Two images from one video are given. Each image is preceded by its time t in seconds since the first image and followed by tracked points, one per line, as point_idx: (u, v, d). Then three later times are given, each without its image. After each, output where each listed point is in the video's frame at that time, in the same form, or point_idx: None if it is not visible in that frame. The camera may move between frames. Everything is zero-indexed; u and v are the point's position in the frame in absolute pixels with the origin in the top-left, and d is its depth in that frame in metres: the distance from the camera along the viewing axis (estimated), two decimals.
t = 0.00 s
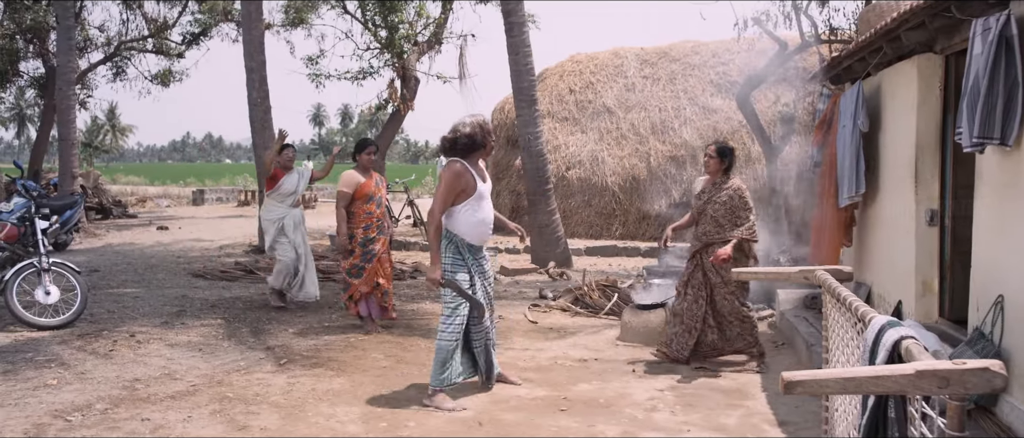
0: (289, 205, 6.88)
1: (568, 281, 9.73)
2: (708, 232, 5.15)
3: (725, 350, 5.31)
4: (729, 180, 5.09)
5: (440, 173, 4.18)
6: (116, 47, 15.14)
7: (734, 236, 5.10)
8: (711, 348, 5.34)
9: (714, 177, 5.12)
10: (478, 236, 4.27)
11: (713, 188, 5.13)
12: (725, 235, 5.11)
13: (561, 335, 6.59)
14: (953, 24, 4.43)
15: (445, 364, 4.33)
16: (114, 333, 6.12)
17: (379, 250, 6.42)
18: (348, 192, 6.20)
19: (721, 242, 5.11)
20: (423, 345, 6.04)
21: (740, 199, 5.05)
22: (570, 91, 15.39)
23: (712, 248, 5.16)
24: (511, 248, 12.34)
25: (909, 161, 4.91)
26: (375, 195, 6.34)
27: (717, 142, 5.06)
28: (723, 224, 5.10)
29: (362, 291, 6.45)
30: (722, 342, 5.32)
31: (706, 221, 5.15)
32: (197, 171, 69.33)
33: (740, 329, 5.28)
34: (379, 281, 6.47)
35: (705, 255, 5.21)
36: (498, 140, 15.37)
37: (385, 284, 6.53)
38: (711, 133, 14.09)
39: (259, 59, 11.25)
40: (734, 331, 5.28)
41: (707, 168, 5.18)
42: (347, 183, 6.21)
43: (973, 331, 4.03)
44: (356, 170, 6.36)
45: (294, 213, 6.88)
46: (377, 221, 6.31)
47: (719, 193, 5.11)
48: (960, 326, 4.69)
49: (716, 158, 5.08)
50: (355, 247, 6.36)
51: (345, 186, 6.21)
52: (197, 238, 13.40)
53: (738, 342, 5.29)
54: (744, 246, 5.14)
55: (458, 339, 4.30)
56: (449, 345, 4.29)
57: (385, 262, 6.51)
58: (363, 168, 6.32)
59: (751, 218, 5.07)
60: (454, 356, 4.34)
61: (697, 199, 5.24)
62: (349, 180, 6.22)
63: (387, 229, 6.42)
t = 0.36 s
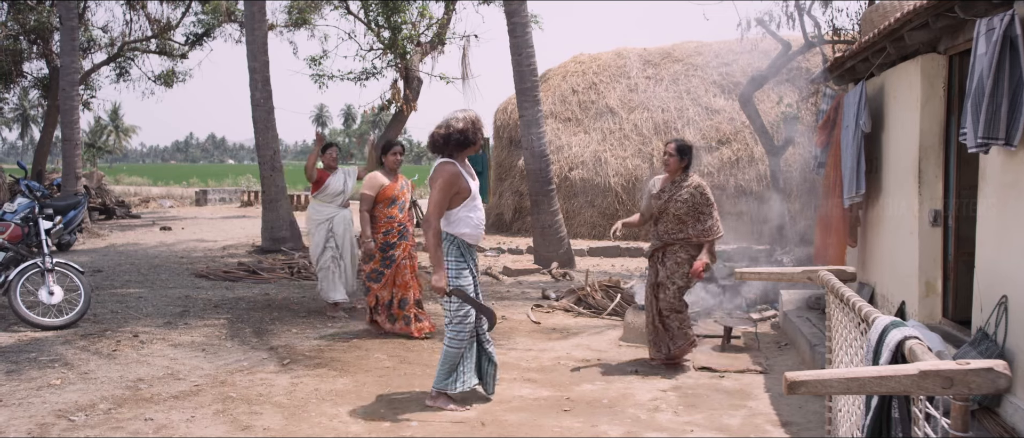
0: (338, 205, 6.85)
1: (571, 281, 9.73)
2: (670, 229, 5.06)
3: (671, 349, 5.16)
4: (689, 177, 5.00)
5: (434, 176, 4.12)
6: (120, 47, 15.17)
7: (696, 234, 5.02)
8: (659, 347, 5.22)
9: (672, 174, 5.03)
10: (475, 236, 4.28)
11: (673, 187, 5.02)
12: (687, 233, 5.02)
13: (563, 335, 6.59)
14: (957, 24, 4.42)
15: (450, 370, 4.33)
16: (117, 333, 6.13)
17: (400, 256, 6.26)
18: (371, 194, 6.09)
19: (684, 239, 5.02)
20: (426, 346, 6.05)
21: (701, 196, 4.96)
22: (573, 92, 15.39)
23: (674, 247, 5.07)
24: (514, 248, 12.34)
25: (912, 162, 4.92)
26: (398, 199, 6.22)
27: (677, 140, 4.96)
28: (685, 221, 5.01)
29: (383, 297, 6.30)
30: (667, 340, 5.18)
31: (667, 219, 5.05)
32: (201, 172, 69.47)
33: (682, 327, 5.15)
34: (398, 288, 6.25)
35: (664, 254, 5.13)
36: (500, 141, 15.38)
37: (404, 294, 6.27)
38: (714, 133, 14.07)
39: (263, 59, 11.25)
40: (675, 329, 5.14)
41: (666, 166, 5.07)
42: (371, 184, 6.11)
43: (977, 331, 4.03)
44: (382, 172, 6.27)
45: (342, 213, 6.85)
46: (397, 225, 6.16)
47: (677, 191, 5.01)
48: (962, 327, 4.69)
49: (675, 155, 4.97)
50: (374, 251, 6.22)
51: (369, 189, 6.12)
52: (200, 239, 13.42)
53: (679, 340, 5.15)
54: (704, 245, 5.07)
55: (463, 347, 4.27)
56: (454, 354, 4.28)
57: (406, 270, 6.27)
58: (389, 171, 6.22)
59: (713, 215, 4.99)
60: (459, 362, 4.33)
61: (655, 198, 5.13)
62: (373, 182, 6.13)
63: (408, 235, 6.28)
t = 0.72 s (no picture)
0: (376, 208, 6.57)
1: (571, 281, 9.72)
2: (641, 231, 5.04)
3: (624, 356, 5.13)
4: (661, 178, 4.98)
5: (445, 178, 4.09)
6: (120, 47, 15.17)
7: (665, 236, 4.99)
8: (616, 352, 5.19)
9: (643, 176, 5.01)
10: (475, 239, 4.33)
11: (644, 187, 4.99)
12: (656, 234, 4.99)
13: (563, 335, 6.59)
14: (957, 24, 4.42)
15: (454, 371, 4.33)
16: (117, 333, 6.13)
17: (416, 257, 6.02)
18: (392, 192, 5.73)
19: (654, 242, 4.99)
20: (426, 345, 6.04)
21: (671, 197, 4.93)
22: (573, 92, 15.39)
23: (645, 249, 5.05)
24: (514, 248, 12.33)
25: (912, 162, 4.92)
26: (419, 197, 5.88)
27: (649, 140, 4.93)
28: (655, 223, 4.98)
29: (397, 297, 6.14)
30: (625, 347, 5.14)
31: (638, 220, 5.03)
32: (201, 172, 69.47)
33: (640, 334, 5.10)
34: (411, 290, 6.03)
35: (635, 255, 5.10)
36: (500, 141, 15.38)
37: (417, 297, 6.05)
38: (714, 133, 14.06)
39: (262, 59, 11.25)
40: (634, 337, 5.10)
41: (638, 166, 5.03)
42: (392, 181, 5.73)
43: (977, 331, 4.03)
44: (406, 168, 5.87)
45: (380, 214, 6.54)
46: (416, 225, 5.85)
47: (648, 193, 4.98)
48: (962, 327, 4.70)
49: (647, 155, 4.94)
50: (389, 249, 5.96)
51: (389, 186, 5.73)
52: (199, 239, 13.42)
53: (636, 345, 5.11)
54: (675, 247, 5.04)
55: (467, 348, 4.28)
56: (459, 355, 4.27)
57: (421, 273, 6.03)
58: (413, 167, 5.83)
59: (682, 217, 4.96)
60: (461, 363, 4.33)
61: (625, 200, 5.09)
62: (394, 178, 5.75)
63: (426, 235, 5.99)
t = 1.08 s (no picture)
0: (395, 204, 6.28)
1: (571, 281, 9.72)
2: (622, 231, 4.98)
3: (622, 360, 5.11)
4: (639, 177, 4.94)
5: (450, 169, 4.29)
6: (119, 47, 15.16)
7: (647, 236, 4.95)
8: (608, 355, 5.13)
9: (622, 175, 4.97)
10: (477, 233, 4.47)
11: (622, 187, 4.94)
12: (638, 235, 4.95)
13: (562, 336, 6.59)
14: (956, 24, 4.42)
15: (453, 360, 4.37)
16: (117, 333, 6.13)
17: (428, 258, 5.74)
18: (400, 194, 5.42)
19: (636, 242, 4.95)
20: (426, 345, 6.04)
21: (651, 197, 4.90)
22: (572, 92, 15.38)
23: (628, 249, 5.00)
24: (514, 249, 12.33)
25: (912, 162, 4.92)
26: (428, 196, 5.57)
27: (625, 139, 4.89)
28: (636, 223, 4.94)
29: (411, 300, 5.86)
30: (620, 351, 5.13)
31: (618, 220, 4.98)
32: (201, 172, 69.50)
33: (637, 337, 5.11)
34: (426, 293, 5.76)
35: (617, 256, 5.04)
36: (500, 141, 15.38)
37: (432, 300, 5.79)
38: (714, 134, 14.05)
39: (262, 59, 11.25)
40: (631, 339, 5.09)
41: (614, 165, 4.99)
42: (399, 183, 5.41)
43: (976, 331, 4.03)
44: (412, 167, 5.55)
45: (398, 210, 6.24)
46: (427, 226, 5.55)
47: (627, 192, 4.94)
48: (962, 327, 4.70)
49: (622, 155, 4.91)
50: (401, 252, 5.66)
51: (397, 186, 5.42)
52: (199, 239, 13.41)
53: (632, 348, 5.11)
54: (656, 246, 5.01)
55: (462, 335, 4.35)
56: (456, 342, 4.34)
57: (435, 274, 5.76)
58: (419, 167, 5.51)
59: (662, 217, 4.94)
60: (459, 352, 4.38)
61: (603, 199, 5.03)
62: (400, 180, 5.43)
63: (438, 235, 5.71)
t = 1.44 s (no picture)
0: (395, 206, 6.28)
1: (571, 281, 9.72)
2: (600, 230, 4.93)
3: (613, 358, 5.07)
4: (614, 175, 4.90)
5: (446, 165, 4.42)
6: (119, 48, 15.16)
7: (625, 234, 4.91)
8: (599, 357, 5.07)
9: (597, 175, 4.93)
10: (474, 229, 4.62)
11: (599, 186, 4.89)
12: (617, 233, 4.90)
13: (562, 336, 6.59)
14: (957, 24, 4.42)
15: (458, 357, 4.72)
16: (117, 333, 6.14)
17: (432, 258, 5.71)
18: (400, 194, 5.43)
19: (616, 240, 4.90)
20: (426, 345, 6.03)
21: (628, 194, 4.87)
22: (573, 92, 15.39)
23: (607, 248, 4.95)
24: (514, 249, 12.34)
25: (912, 162, 4.93)
26: (428, 196, 5.58)
27: (599, 138, 4.85)
28: (615, 221, 4.89)
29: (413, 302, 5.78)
30: (609, 349, 5.07)
31: (596, 220, 4.92)
32: (202, 172, 69.53)
33: (625, 334, 5.07)
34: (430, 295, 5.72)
35: (597, 256, 4.98)
36: (500, 141, 15.39)
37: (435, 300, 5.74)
38: (714, 134, 14.03)
39: (262, 59, 11.25)
40: (620, 337, 5.05)
41: (588, 165, 4.94)
42: (398, 184, 5.43)
43: (977, 331, 4.03)
44: (410, 168, 5.57)
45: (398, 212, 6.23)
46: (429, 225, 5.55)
47: (604, 192, 4.88)
48: (962, 327, 4.70)
49: (597, 153, 4.86)
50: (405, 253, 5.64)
51: (397, 188, 5.42)
52: (199, 239, 13.43)
53: (621, 347, 5.08)
54: (636, 244, 4.98)
55: (460, 332, 4.67)
56: (454, 339, 4.67)
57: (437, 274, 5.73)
58: (417, 167, 5.53)
59: (639, 214, 4.92)
60: (459, 347, 4.69)
61: (580, 200, 4.97)
62: (399, 181, 5.44)
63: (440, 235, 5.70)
